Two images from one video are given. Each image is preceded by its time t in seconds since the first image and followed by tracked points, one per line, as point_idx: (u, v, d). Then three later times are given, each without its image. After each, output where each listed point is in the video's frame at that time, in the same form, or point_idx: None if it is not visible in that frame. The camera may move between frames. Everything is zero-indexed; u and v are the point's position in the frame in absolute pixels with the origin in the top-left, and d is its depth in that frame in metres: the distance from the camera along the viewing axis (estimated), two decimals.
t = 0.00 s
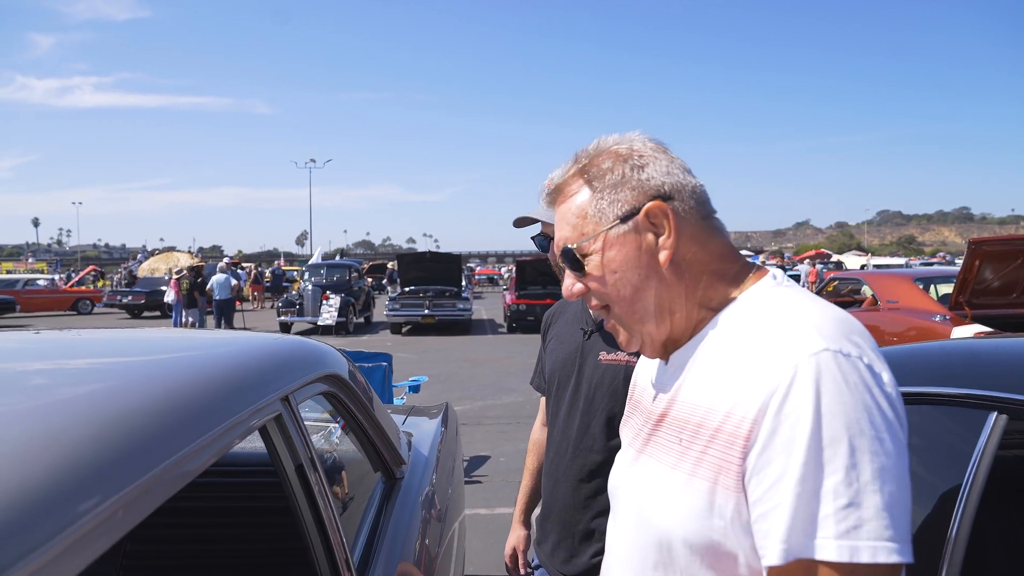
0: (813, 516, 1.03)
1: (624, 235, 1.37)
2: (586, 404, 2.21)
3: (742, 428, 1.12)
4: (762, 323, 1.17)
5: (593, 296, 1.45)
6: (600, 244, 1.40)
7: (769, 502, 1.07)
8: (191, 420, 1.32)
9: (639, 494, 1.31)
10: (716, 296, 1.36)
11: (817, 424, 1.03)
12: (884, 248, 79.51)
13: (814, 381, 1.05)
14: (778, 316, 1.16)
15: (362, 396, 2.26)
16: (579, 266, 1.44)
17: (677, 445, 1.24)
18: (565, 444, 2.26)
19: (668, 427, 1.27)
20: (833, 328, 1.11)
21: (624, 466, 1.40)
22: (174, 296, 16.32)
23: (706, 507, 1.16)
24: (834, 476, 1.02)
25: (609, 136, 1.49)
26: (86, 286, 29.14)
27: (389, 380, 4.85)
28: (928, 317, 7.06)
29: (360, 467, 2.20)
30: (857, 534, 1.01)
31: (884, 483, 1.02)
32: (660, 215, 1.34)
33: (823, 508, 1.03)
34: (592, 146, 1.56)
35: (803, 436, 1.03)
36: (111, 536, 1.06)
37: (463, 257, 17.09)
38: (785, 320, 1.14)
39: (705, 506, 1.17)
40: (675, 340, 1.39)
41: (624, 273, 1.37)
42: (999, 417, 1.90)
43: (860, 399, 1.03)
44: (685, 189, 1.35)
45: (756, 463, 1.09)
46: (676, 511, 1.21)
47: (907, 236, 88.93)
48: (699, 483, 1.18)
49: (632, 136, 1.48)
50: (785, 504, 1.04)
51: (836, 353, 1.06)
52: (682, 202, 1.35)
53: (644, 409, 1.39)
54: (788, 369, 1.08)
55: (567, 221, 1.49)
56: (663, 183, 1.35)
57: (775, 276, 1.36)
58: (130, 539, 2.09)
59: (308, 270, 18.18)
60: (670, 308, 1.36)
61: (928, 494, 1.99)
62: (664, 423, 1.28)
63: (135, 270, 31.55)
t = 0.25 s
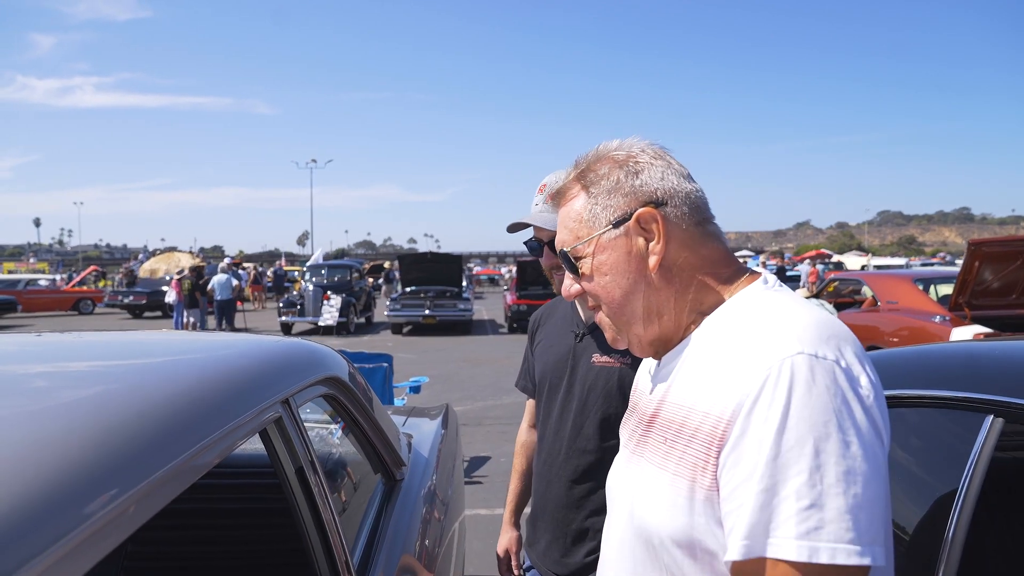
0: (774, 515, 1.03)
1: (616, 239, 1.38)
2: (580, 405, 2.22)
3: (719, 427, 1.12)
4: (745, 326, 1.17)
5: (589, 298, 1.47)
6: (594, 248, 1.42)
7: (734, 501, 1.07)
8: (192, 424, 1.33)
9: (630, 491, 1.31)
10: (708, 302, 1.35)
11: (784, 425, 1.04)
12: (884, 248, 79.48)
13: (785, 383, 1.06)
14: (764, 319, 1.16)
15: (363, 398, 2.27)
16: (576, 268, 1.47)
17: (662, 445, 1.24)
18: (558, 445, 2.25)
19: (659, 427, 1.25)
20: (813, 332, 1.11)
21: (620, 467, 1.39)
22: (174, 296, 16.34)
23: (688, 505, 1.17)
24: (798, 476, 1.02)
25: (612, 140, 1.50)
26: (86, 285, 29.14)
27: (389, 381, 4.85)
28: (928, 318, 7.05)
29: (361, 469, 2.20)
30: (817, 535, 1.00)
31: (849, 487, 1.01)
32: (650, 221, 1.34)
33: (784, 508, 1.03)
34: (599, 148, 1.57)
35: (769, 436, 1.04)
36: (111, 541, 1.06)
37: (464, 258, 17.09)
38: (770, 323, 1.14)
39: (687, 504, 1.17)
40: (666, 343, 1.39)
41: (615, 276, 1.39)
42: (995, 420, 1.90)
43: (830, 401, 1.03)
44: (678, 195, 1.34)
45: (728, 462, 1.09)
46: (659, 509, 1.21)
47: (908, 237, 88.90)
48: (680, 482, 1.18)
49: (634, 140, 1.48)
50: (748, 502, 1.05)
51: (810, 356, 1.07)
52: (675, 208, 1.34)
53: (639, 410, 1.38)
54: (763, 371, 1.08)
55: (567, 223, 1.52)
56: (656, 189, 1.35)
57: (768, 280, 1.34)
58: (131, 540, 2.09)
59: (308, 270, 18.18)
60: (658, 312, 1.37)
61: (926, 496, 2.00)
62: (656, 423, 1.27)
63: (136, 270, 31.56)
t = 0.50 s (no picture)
0: (762, 524, 1.05)
1: (611, 244, 1.40)
2: (575, 406, 2.22)
3: (713, 436, 1.13)
4: (739, 334, 1.18)
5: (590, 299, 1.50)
6: (591, 251, 1.44)
7: (725, 512, 1.09)
8: (195, 427, 1.33)
9: (626, 494, 1.31)
10: (704, 307, 1.35)
11: (767, 438, 1.05)
12: (885, 248, 79.44)
13: (770, 394, 1.06)
14: (760, 326, 1.16)
15: (363, 399, 2.27)
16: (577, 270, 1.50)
17: (656, 451, 1.25)
18: (552, 447, 2.25)
19: (655, 432, 1.27)
20: (806, 340, 1.11)
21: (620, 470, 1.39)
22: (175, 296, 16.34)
23: (681, 511, 1.17)
24: (783, 487, 1.03)
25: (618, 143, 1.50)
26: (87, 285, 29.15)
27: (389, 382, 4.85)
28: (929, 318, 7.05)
29: (361, 470, 2.21)
30: (802, 545, 1.01)
31: (837, 498, 1.01)
32: (644, 227, 1.34)
33: (770, 518, 1.04)
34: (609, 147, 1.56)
35: (754, 448, 1.06)
36: (113, 545, 1.06)
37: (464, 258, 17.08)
38: (764, 331, 1.14)
39: (681, 511, 1.17)
40: (663, 346, 1.40)
41: (610, 280, 1.41)
42: (993, 422, 1.90)
43: (814, 412, 1.03)
44: (675, 201, 1.33)
45: (720, 472, 1.10)
46: (654, 515, 1.21)
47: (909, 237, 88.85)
48: (674, 489, 1.19)
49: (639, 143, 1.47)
50: (736, 513, 1.06)
51: (800, 367, 1.07)
52: (671, 214, 1.34)
53: (642, 413, 1.38)
54: (750, 383, 1.09)
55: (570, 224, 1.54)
56: (653, 195, 1.35)
57: (768, 286, 1.33)
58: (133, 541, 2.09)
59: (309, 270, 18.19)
60: (653, 317, 1.38)
61: (925, 497, 2.00)
62: (653, 427, 1.28)
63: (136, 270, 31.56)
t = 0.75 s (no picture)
0: (795, 533, 1.04)
1: (622, 251, 1.41)
2: (573, 409, 2.23)
3: (735, 441, 1.12)
4: (763, 340, 1.17)
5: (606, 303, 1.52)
6: (604, 257, 1.46)
7: (755, 518, 1.08)
8: (200, 428, 1.34)
9: (643, 495, 1.32)
10: (717, 312, 1.36)
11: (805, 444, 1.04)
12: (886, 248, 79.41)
13: (805, 402, 1.05)
14: (780, 332, 1.16)
15: (366, 399, 2.27)
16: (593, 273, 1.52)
17: (677, 453, 1.25)
18: (552, 450, 2.25)
19: (673, 433, 1.28)
20: (833, 347, 1.11)
21: (636, 471, 1.40)
22: (176, 296, 16.36)
23: (701, 517, 1.17)
24: (818, 494, 1.03)
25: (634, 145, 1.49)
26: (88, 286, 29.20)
27: (391, 382, 4.86)
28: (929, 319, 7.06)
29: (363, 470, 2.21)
30: (838, 553, 1.01)
31: (868, 505, 1.02)
32: (654, 235, 1.35)
33: (805, 525, 1.03)
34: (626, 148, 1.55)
35: (790, 454, 1.04)
36: (121, 547, 1.06)
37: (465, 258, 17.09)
38: (786, 337, 1.14)
39: (700, 516, 1.17)
40: (677, 350, 1.42)
41: (621, 286, 1.43)
42: (993, 423, 1.90)
43: (849, 420, 1.03)
44: (685, 208, 1.33)
45: (746, 477, 1.09)
46: (674, 518, 1.21)
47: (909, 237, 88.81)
48: (695, 493, 1.19)
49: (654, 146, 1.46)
50: (769, 519, 1.05)
51: (827, 373, 1.06)
52: (681, 221, 1.34)
53: (657, 415, 1.38)
54: (778, 389, 1.08)
55: (587, 227, 1.56)
56: (663, 202, 1.35)
57: (786, 290, 1.33)
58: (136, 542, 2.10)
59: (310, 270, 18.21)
60: (664, 322, 1.40)
61: (925, 498, 2.00)
62: (671, 429, 1.29)
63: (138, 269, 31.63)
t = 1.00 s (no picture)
0: (808, 534, 1.04)
1: (635, 247, 1.42)
2: (568, 410, 2.23)
3: (752, 441, 1.13)
4: (778, 340, 1.17)
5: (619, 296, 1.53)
6: (618, 252, 1.47)
7: (766, 517, 1.08)
8: (199, 428, 1.33)
9: (654, 494, 1.33)
10: (729, 310, 1.37)
11: (820, 445, 1.04)
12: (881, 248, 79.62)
13: (822, 403, 1.05)
14: (794, 333, 1.17)
15: (364, 398, 2.27)
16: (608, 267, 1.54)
17: (691, 452, 1.25)
18: (549, 451, 2.25)
19: (685, 432, 1.28)
20: (850, 349, 1.11)
21: (645, 469, 1.41)
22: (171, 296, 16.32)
23: (716, 516, 1.18)
24: (832, 496, 1.03)
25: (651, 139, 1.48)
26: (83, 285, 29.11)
27: (387, 382, 4.86)
28: (924, 318, 7.09)
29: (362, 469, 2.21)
30: (851, 555, 1.01)
31: (882, 508, 1.01)
32: (665, 234, 1.36)
33: (819, 526, 1.03)
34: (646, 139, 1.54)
35: (806, 455, 1.05)
36: (121, 546, 1.06)
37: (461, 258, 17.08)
38: (801, 338, 1.15)
39: (714, 515, 1.18)
40: (688, 345, 1.44)
41: (634, 282, 1.44)
42: (989, 421, 1.93)
43: (865, 423, 1.03)
44: (698, 207, 1.33)
45: (762, 477, 1.10)
46: (688, 517, 1.22)
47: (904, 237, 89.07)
48: (709, 492, 1.19)
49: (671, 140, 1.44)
50: (782, 519, 1.06)
51: (846, 376, 1.07)
52: (694, 220, 1.34)
53: (667, 413, 1.38)
54: (796, 390, 1.08)
55: (604, 220, 1.56)
56: (677, 200, 1.35)
57: (799, 290, 1.33)
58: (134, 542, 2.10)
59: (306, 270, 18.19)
60: (675, 319, 1.41)
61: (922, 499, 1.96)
62: (683, 428, 1.30)
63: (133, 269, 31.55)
